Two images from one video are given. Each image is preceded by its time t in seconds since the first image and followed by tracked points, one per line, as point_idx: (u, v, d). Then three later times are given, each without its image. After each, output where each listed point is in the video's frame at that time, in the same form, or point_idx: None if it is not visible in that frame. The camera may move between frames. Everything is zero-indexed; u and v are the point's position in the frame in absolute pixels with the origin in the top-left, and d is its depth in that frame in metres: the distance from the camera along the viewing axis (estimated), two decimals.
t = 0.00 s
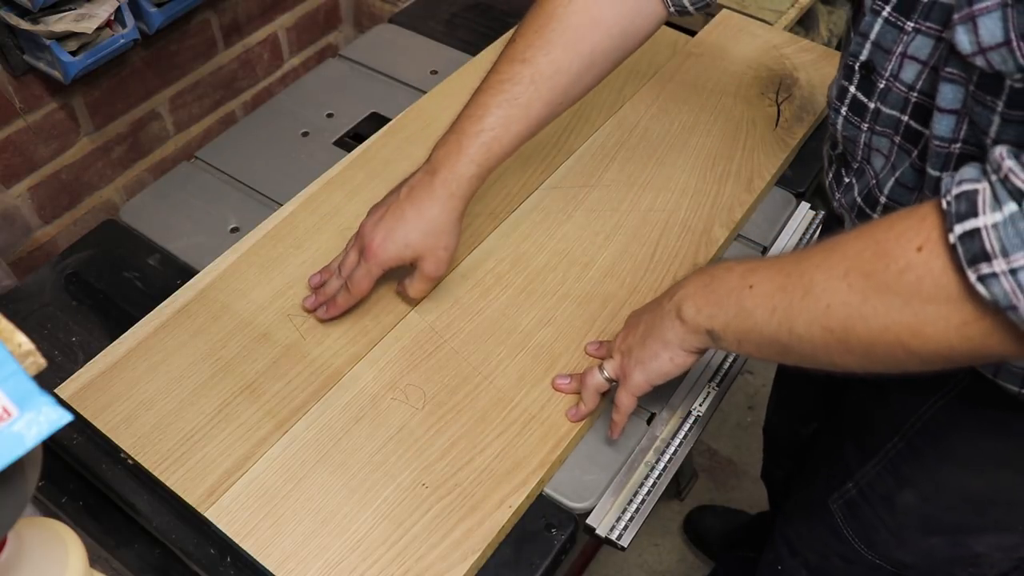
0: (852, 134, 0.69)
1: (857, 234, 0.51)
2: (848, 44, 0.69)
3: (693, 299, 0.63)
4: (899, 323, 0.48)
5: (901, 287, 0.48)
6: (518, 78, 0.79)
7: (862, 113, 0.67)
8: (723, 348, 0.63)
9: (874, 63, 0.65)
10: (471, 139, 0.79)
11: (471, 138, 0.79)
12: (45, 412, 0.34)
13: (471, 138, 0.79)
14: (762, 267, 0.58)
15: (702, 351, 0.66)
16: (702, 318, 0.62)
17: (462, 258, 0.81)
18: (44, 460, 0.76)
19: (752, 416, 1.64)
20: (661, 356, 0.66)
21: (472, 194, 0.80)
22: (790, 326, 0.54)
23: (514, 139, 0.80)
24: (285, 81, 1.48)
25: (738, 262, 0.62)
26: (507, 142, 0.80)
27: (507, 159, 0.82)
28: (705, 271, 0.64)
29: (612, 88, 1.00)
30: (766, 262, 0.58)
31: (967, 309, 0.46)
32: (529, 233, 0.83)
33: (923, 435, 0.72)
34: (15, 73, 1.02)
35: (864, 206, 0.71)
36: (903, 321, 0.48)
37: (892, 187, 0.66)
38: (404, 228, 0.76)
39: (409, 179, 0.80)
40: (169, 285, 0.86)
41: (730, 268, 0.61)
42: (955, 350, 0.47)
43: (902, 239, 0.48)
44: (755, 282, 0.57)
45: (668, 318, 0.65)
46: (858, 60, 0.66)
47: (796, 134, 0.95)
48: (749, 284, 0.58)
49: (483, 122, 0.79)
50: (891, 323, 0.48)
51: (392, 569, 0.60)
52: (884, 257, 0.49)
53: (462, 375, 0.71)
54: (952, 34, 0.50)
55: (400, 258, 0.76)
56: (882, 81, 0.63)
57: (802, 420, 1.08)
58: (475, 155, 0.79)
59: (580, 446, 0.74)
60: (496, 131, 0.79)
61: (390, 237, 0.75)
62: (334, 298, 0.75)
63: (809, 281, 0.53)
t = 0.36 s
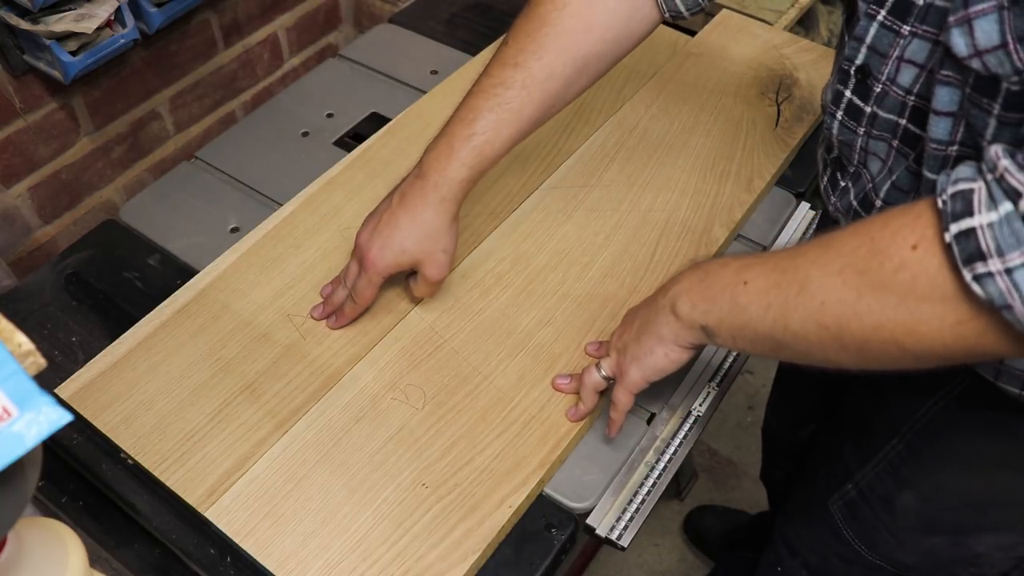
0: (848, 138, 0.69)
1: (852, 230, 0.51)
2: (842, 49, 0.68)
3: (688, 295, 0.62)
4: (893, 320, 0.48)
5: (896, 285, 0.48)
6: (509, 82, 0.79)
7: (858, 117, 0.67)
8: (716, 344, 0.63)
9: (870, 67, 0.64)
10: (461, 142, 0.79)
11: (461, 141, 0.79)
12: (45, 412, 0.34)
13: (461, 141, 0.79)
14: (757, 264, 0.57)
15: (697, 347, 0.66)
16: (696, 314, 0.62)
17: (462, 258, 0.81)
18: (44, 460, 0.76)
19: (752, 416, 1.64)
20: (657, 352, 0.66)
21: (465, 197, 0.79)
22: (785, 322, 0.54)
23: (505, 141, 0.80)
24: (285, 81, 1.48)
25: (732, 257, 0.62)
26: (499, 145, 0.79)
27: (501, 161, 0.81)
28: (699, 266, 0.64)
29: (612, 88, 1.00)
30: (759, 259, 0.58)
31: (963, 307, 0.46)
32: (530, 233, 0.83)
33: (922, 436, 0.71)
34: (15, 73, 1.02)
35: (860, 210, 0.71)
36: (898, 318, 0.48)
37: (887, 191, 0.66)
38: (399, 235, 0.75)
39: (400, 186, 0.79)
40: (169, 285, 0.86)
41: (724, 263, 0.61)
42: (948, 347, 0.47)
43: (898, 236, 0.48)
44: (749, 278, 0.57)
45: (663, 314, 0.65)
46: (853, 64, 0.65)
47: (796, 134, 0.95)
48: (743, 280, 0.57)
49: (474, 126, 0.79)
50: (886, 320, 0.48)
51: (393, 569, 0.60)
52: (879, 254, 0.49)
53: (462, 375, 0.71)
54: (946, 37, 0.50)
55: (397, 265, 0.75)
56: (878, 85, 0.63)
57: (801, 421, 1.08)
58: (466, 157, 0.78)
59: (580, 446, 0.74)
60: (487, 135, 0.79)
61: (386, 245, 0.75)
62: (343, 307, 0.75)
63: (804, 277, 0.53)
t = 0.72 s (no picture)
0: (847, 136, 0.69)
1: (844, 220, 0.51)
2: (841, 48, 0.68)
3: (682, 289, 0.63)
4: (882, 308, 0.48)
5: (884, 271, 0.48)
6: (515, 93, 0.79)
7: (857, 116, 0.67)
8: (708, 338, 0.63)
9: (868, 66, 0.64)
10: (470, 153, 0.78)
11: (470, 152, 0.79)
12: (45, 412, 0.34)
13: (470, 152, 0.79)
14: (749, 256, 0.58)
15: (692, 343, 0.66)
16: (690, 309, 0.62)
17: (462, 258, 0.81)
18: (44, 460, 0.76)
19: (752, 416, 1.64)
20: (652, 348, 0.66)
21: (473, 208, 0.79)
22: (776, 314, 0.54)
23: (513, 152, 0.80)
24: (285, 81, 1.48)
25: (725, 251, 0.62)
26: (506, 157, 0.79)
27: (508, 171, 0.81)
28: (693, 261, 0.64)
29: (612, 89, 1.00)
30: (751, 251, 0.58)
31: (951, 293, 0.45)
32: (529, 233, 0.83)
33: (921, 433, 0.72)
34: (15, 73, 1.02)
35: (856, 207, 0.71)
36: (886, 306, 0.48)
37: (879, 187, 0.67)
38: (407, 244, 0.75)
39: (410, 194, 0.80)
40: (169, 285, 0.86)
41: (718, 257, 0.61)
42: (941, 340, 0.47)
43: (887, 223, 0.48)
44: (741, 270, 0.57)
45: (657, 308, 0.65)
46: (850, 63, 0.65)
47: (796, 134, 0.95)
48: (735, 273, 0.58)
49: (480, 138, 0.79)
50: (875, 309, 0.48)
51: (392, 570, 0.60)
52: (868, 242, 0.49)
53: (462, 375, 0.71)
54: (941, 32, 0.50)
55: (402, 273, 0.75)
56: (876, 83, 0.63)
57: (803, 421, 1.08)
58: (474, 168, 0.78)
59: (580, 446, 0.74)
60: (487, 142, 0.79)
61: (392, 253, 0.75)
62: (347, 309, 0.74)
63: (794, 268, 0.53)
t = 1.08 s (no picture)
0: (850, 131, 0.69)
1: (842, 212, 0.51)
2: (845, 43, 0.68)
3: (680, 285, 0.63)
4: (883, 299, 0.48)
5: (883, 261, 0.47)
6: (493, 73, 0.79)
7: (861, 110, 0.67)
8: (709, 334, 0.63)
9: (872, 61, 0.64)
10: (445, 133, 0.79)
11: (445, 132, 0.79)
12: (45, 412, 0.34)
13: (445, 133, 0.79)
14: (748, 250, 0.58)
15: (692, 338, 0.66)
16: (689, 304, 0.62)
17: (462, 258, 0.81)
18: (44, 460, 0.76)
19: (752, 416, 1.64)
20: (651, 343, 0.66)
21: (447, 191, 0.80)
22: (776, 308, 0.54)
23: (488, 133, 0.80)
24: (285, 81, 1.48)
25: (725, 246, 0.62)
26: (481, 138, 0.80)
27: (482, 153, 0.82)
28: (692, 257, 0.64)
29: (613, 89, 1.00)
30: (751, 245, 0.58)
31: (952, 283, 0.45)
32: (530, 233, 0.83)
33: (923, 426, 0.72)
34: (15, 73, 1.02)
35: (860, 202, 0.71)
36: (888, 297, 0.48)
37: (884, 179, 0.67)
38: (380, 227, 0.76)
39: (381, 177, 0.80)
40: (169, 285, 0.86)
41: (717, 252, 0.61)
42: (941, 331, 0.47)
43: (887, 213, 0.48)
44: (741, 264, 0.57)
45: (657, 304, 0.65)
46: (855, 58, 0.65)
47: (796, 134, 0.95)
48: (735, 267, 0.58)
49: (457, 116, 0.79)
50: (876, 300, 0.48)
51: (393, 569, 0.60)
52: (868, 232, 0.49)
53: (462, 374, 0.71)
54: (942, 25, 0.50)
55: (376, 256, 0.76)
56: (881, 78, 0.63)
57: (806, 418, 1.08)
58: (450, 149, 0.78)
59: (580, 446, 0.74)
60: (470, 126, 0.79)
61: (365, 236, 0.75)
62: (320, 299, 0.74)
63: (794, 260, 0.53)
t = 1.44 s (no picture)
0: (849, 127, 0.69)
1: (844, 208, 0.51)
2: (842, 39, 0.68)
3: (683, 285, 0.63)
4: (887, 294, 0.48)
5: (886, 255, 0.48)
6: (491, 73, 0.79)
7: (860, 107, 0.67)
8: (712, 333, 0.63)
9: (869, 58, 0.64)
10: (462, 154, 0.79)
11: (462, 153, 0.79)
12: (45, 412, 0.34)
13: (462, 153, 0.79)
14: (750, 248, 0.58)
15: (694, 338, 0.66)
16: (693, 304, 0.62)
17: (462, 258, 0.81)
18: (44, 460, 0.76)
19: (752, 416, 1.64)
20: (654, 344, 0.66)
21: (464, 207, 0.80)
22: (780, 305, 0.54)
23: (505, 152, 0.80)
24: (285, 81, 1.48)
25: (727, 245, 0.62)
26: (497, 156, 0.80)
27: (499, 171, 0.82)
28: (694, 256, 0.64)
29: (612, 89, 1.00)
30: (753, 244, 0.58)
31: (955, 276, 0.45)
32: (529, 233, 0.83)
33: (923, 422, 0.72)
34: (15, 73, 1.02)
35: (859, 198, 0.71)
36: (891, 292, 0.48)
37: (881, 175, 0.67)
38: (400, 246, 0.76)
39: (400, 195, 0.80)
40: (169, 285, 0.86)
41: (719, 252, 0.61)
42: (942, 326, 0.47)
43: (889, 208, 0.48)
44: (744, 262, 0.57)
45: (659, 304, 0.65)
46: (853, 55, 0.65)
47: (796, 134, 0.95)
48: (738, 265, 0.58)
49: (474, 136, 0.79)
50: (879, 294, 0.48)
51: (392, 570, 0.60)
52: (870, 227, 0.49)
53: (462, 374, 0.71)
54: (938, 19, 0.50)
55: (397, 274, 0.76)
56: (878, 74, 0.63)
57: (807, 416, 1.08)
58: (467, 168, 0.79)
59: (580, 446, 0.74)
60: (486, 148, 0.79)
61: (387, 255, 0.75)
62: (339, 308, 0.75)
63: (797, 257, 0.53)
